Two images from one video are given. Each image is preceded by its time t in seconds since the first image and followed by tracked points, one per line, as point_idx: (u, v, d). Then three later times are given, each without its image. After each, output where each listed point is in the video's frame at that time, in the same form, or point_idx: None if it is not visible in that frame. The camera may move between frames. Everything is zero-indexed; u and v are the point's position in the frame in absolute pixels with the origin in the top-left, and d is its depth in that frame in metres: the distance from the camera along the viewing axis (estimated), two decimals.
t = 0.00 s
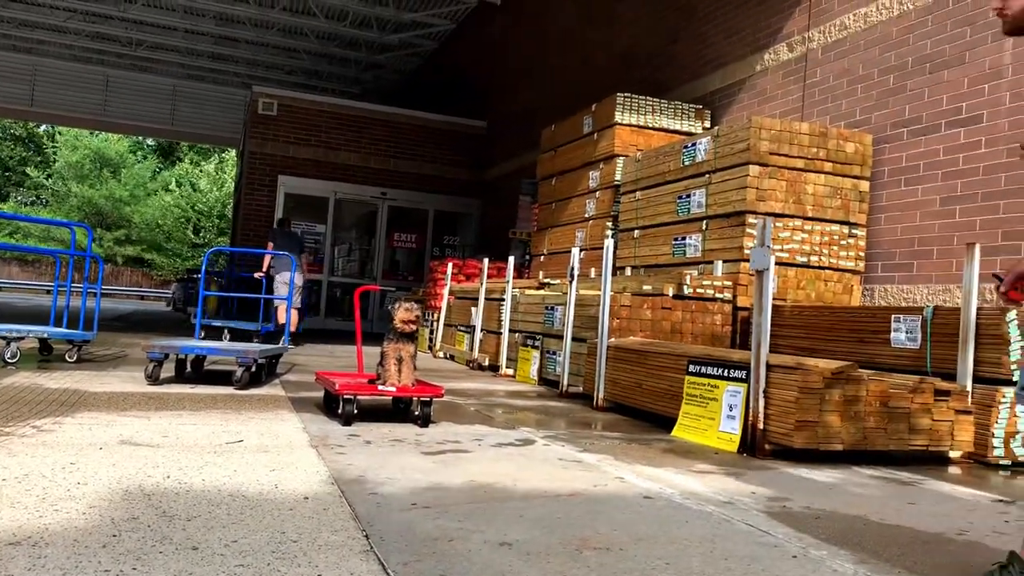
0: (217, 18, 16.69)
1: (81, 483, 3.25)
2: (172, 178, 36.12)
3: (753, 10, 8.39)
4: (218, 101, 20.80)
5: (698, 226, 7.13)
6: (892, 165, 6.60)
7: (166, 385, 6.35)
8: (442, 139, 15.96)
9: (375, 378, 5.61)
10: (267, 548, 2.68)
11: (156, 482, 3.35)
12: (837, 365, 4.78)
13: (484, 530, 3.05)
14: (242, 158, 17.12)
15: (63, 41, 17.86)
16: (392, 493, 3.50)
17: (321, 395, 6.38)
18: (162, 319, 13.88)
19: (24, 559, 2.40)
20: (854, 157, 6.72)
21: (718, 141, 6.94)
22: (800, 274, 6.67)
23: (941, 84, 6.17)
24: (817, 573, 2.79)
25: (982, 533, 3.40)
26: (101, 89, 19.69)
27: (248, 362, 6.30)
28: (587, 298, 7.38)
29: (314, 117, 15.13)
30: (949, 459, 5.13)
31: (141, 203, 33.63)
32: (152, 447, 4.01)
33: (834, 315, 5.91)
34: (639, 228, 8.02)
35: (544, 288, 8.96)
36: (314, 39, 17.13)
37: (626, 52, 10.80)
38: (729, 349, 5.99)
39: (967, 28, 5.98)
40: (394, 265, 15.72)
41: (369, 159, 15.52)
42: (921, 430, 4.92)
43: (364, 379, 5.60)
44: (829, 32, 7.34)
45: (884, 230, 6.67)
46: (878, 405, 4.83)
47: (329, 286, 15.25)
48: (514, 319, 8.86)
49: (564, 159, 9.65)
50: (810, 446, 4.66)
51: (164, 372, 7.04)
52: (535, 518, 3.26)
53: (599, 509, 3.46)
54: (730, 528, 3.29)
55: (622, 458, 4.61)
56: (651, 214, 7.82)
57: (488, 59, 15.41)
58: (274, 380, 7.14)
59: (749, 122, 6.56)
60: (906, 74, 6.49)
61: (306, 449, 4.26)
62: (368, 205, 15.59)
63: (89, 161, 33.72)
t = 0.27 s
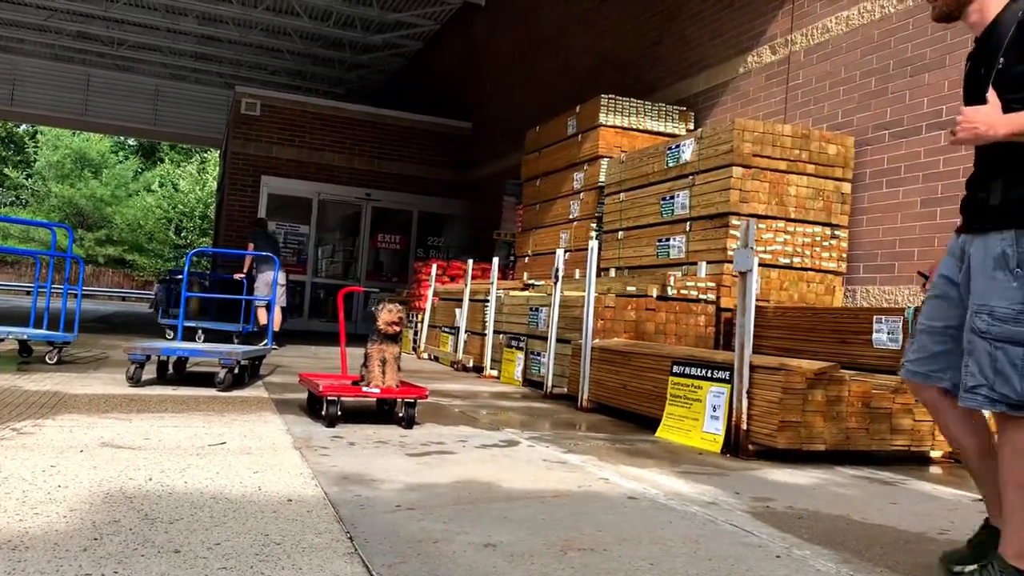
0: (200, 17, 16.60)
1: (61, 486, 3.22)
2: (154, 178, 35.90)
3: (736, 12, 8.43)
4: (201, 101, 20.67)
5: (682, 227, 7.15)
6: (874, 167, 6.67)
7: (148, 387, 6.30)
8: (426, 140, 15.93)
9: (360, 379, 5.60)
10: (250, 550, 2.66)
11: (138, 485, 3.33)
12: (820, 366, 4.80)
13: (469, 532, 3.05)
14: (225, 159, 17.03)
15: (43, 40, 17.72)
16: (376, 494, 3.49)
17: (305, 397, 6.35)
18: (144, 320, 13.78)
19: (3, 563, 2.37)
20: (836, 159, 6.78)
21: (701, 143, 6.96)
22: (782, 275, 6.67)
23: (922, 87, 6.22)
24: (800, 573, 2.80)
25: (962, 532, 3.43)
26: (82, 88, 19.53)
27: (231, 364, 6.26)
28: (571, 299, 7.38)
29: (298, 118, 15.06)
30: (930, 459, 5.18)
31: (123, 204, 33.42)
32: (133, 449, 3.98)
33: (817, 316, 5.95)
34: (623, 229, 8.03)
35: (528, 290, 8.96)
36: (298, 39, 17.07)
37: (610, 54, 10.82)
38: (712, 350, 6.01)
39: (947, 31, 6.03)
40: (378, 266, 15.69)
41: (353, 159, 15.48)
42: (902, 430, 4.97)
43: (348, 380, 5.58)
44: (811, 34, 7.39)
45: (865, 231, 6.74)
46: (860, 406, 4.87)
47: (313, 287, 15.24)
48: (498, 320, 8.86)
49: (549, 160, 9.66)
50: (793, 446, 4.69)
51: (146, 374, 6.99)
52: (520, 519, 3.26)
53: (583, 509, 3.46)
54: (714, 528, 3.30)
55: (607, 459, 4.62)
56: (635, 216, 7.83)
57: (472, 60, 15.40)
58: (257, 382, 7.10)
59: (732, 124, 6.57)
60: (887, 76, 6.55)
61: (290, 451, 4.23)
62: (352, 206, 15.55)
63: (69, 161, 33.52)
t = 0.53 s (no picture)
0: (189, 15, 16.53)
1: (49, 486, 3.20)
2: (142, 177, 35.77)
3: (725, 12, 8.45)
4: (189, 99, 20.57)
5: (672, 226, 7.17)
6: (863, 167, 6.72)
7: (136, 386, 6.27)
8: (416, 138, 15.89)
9: (349, 378, 5.59)
10: (240, 549, 2.66)
11: (126, 484, 3.31)
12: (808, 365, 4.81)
13: (459, 531, 3.05)
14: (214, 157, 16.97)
15: (30, 37, 17.61)
16: (366, 493, 3.48)
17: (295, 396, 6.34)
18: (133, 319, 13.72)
19: None
20: (825, 158, 6.81)
21: (691, 142, 6.96)
22: (771, 274, 6.69)
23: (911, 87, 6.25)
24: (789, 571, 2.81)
25: (950, 529, 3.45)
26: (70, 86, 19.42)
27: (220, 363, 6.24)
28: (561, 298, 7.39)
29: (287, 116, 15.02)
30: (918, 456, 5.20)
31: (111, 202, 33.29)
32: (122, 449, 3.96)
33: (805, 315, 5.97)
34: (613, 228, 8.04)
35: (518, 288, 8.96)
36: (287, 37, 17.02)
37: (600, 54, 10.83)
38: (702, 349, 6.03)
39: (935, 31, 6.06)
40: (368, 265, 15.68)
41: (343, 158, 15.44)
42: (891, 428, 4.98)
43: (337, 379, 5.56)
44: (800, 34, 7.41)
45: (854, 230, 6.80)
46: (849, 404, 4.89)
47: (302, 285, 15.24)
48: (488, 319, 8.86)
49: (539, 159, 9.65)
50: (782, 444, 4.71)
51: (135, 373, 6.96)
52: (510, 518, 3.26)
53: (573, 508, 3.46)
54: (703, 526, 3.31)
55: (597, 458, 4.62)
56: (625, 214, 7.84)
57: (462, 58, 15.39)
58: (247, 381, 7.08)
59: (722, 123, 6.57)
60: (876, 76, 6.57)
61: (280, 451, 4.22)
62: (341, 204, 15.51)
63: (57, 158, 33.40)
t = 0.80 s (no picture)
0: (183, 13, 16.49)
1: (42, 485, 3.19)
2: (136, 175, 35.72)
3: (720, 10, 8.46)
4: (183, 97, 20.50)
5: (667, 225, 7.19)
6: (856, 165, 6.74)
7: (130, 385, 6.26)
8: (411, 136, 15.87)
9: (343, 377, 5.58)
10: (234, 548, 2.65)
11: (120, 483, 3.30)
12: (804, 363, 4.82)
13: (453, 529, 3.05)
14: (208, 155, 16.94)
15: (24, 35, 17.55)
16: (360, 492, 3.48)
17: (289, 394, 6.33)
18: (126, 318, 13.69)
19: None
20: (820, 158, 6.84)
21: (686, 140, 6.99)
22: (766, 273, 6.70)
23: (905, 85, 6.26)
24: (785, 569, 2.81)
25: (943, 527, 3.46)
26: (63, 84, 19.36)
27: (214, 361, 6.23)
28: (556, 297, 7.38)
29: (281, 114, 14.99)
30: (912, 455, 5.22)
31: (104, 201, 33.25)
32: (116, 447, 3.95)
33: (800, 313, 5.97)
34: (608, 227, 8.06)
35: (513, 287, 8.96)
36: (282, 36, 17.00)
37: (594, 52, 10.84)
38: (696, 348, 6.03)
39: (929, 30, 6.08)
40: (362, 263, 15.65)
41: (337, 156, 15.41)
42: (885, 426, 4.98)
43: (332, 378, 5.55)
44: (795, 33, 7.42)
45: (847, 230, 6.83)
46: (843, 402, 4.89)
47: (297, 284, 15.23)
48: (483, 318, 8.86)
49: (534, 157, 9.65)
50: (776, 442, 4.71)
51: (129, 372, 6.95)
52: (505, 516, 3.27)
53: (569, 506, 3.46)
54: (698, 524, 3.32)
55: (592, 456, 4.62)
56: (620, 213, 7.85)
57: (457, 56, 15.37)
58: (241, 380, 7.07)
59: (716, 121, 6.58)
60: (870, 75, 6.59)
61: (274, 449, 4.21)
62: (336, 203, 15.50)
63: (49, 156, 33.33)
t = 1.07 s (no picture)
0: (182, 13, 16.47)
1: (41, 484, 3.19)
2: (134, 175, 35.73)
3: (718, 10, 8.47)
4: (182, 97, 20.48)
5: (665, 224, 7.20)
6: (855, 165, 6.73)
7: (129, 384, 6.25)
8: (410, 136, 15.86)
9: (341, 376, 5.57)
10: (232, 548, 2.65)
11: (119, 483, 3.30)
12: (803, 362, 4.86)
13: (453, 528, 3.05)
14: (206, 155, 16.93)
15: (22, 34, 17.53)
16: (360, 491, 3.48)
17: (288, 394, 6.33)
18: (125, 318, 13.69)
19: None
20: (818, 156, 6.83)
21: (685, 140, 7.00)
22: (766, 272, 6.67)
23: (903, 85, 6.26)
24: (784, 568, 2.81)
25: (942, 526, 3.47)
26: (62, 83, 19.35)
27: (213, 361, 6.23)
28: (556, 296, 7.38)
29: (280, 113, 14.99)
30: (911, 454, 5.23)
31: (103, 200, 33.25)
32: (115, 447, 3.95)
33: (798, 312, 5.98)
34: (607, 226, 8.06)
35: (512, 286, 8.96)
36: (280, 35, 16.99)
37: (593, 51, 10.84)
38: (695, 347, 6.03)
39: (927, 29, 6.08)
40: (361, 263, 15.66)
41: (336, 155, 15.41)
42: (884, 425, 5.00)
43: (331, 378, 5.56)
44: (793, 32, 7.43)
45: (846, 229, 6.80)
46: (842, 401, 4.90)
47: (295, 284, 15.20)
48: (482, 317, 8.86)
49: (533, 157, 9.65)
50: (776, 440, 4.72)
51: (128, 372, 6.95)
52: (504, 516, 3.27)
53: (568, 506, 3.46)
54: (698, 523, 3.32)
55: (591, 456, 4.62)
56: (619, 212, 7.86)
57: (456, 56, 15.37)
58: (240, 380, 7.07)
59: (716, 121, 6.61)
60: (869, 74, 6.59)
61: (273, 449, 4.21)
62: (335, 202, 15.49)
63: (48, 156, 33.33)
